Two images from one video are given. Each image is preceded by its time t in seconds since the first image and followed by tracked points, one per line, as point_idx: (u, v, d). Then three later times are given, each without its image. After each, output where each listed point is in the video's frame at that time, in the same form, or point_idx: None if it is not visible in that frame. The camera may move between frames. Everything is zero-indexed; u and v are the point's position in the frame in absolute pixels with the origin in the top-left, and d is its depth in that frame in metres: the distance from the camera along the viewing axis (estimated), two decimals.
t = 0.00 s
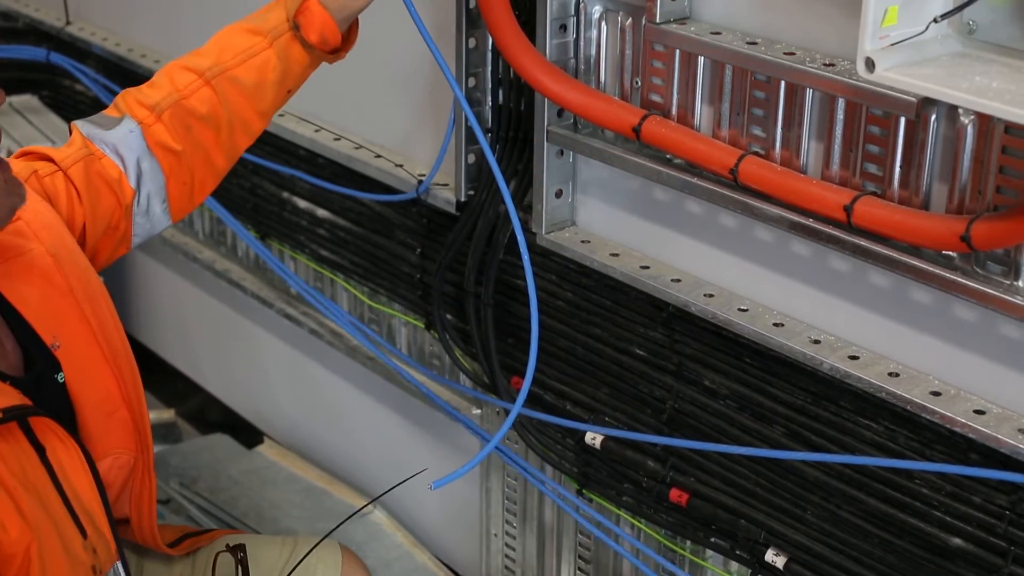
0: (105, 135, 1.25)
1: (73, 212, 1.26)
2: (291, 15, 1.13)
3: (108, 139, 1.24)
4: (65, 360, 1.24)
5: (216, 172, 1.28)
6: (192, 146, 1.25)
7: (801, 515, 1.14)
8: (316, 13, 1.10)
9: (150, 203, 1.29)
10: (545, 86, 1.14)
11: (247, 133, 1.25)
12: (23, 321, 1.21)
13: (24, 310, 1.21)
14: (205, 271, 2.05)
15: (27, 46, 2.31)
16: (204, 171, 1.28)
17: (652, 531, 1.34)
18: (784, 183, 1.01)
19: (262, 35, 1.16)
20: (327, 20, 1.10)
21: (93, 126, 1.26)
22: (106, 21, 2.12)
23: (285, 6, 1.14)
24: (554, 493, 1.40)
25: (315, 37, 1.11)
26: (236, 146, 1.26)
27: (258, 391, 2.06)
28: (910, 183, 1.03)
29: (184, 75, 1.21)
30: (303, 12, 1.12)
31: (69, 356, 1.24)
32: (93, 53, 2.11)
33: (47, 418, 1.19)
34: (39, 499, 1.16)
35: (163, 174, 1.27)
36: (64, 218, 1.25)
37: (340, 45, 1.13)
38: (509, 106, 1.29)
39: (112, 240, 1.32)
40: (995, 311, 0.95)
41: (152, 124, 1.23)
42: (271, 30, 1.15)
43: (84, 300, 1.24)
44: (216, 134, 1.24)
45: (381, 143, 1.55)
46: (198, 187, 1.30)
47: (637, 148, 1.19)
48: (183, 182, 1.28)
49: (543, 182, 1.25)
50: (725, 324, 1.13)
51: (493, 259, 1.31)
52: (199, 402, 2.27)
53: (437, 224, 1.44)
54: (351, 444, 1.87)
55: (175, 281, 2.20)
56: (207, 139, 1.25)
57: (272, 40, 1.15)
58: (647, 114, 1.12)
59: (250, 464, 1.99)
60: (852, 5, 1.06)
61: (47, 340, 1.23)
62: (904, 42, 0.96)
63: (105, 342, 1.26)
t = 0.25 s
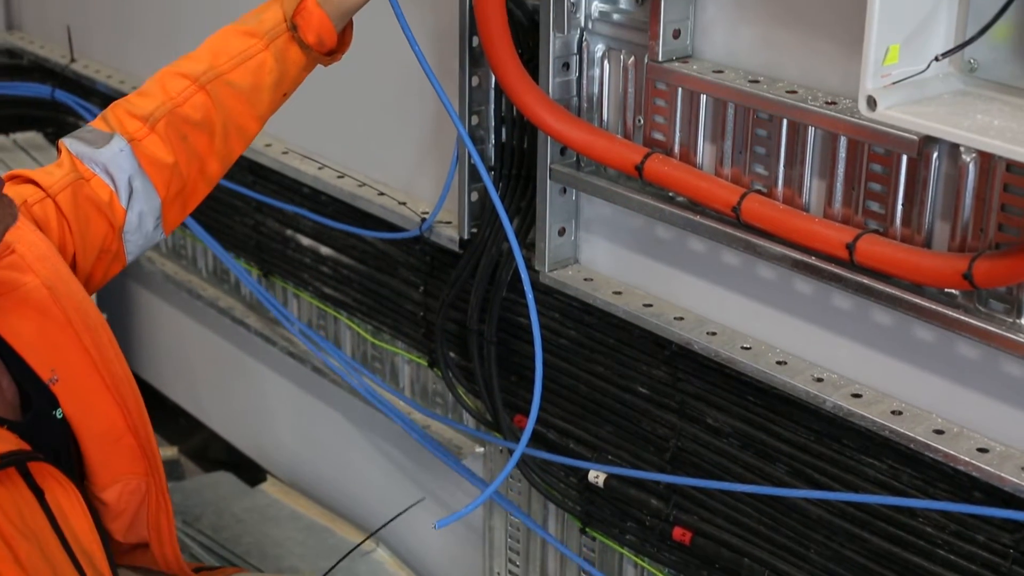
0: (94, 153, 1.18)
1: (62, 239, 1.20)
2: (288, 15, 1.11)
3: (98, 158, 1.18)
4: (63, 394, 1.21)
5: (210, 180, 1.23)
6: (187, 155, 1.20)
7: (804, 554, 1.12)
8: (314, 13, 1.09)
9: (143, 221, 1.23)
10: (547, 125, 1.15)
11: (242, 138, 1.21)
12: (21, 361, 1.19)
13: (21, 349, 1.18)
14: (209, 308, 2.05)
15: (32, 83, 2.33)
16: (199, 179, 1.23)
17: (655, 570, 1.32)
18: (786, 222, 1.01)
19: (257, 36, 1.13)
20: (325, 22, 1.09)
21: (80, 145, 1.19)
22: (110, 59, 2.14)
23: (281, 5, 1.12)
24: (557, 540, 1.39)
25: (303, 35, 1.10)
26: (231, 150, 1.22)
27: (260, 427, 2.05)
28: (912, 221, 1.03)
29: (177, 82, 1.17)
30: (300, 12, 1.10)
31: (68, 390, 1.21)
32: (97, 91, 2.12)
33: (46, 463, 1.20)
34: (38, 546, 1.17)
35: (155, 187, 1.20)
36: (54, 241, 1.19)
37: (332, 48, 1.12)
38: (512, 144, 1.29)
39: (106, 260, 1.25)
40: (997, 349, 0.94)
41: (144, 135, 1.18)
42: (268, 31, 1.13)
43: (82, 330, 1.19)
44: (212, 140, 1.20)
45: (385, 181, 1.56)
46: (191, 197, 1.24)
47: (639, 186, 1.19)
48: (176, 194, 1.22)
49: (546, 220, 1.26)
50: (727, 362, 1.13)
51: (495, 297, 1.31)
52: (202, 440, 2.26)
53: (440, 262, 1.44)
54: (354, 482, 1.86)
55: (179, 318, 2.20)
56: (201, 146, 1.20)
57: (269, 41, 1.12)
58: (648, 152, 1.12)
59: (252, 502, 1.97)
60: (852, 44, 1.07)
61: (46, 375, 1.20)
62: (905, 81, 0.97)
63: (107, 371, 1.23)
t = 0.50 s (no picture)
0: (92, 192, 1.10)
1: (60, 282, 1.12)
2: (291, 46, 1.07)
3: (96, 196, 1.10)
4: (63, 440, 1.12)
5: (210, 213, 1.16)
6: (186, 189, 1.13)
7: None
8: (316, 45, 1.06)
9: (141, 258, 1.15)
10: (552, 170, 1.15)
11: (242, 170, 1.15)
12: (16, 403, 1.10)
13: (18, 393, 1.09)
14: (213, 352, 2.05)
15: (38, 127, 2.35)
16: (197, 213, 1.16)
17: None
18: (790, 266, 1.01)
19: (258, 68, 1.08)
20: (326, 53, 1.07)
21: (75, 181, 1.11)
22: (117, 103, 2.16)
23: (282, 36, 1.08)
24: None
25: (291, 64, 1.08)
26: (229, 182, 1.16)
27: (264, 471, 2.04)
28: (916, 265, 1.02)
29: (175, 115, 1.11)
30: (303, 44, 1.07)
31: (68, 436, 1.12)
32: (103, 135, 2.14)
33: (44, 512, 1.13)
34: None
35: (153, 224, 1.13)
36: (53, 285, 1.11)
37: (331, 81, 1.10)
38: (517, 189, 1.30)
39: (103, 300, 1.17)
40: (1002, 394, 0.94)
41: (143, 171, 1.11)
42: (269, 63, 1.08)
43: (83, 374, 1.12)
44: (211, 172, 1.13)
45: (390, 225, 1.57)
46: (189, 229, 1.17)
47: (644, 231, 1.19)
48: (174, 228, 1.15)
49: (550, 264, 1.26)
50: (732, 406, 1.12)
51: (500, 341, 1.31)
52: (206, 483, 2.25)
53: (445, 306, 1.45)
54: (358, 526, 1.85)
55: (184, 361, 2.20)
56: (201, 180, 1.13)
57: (270, 74, 1.08)
58: (653, 198, 1.12)
59: (256, 545, 1.91)
60: (853, 91, 1.08)
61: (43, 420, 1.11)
62: (908, 126, 0.97)
63: (109, 415, 1.14)
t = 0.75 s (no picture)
0: (92, 235, 1.10)
1: (59, 325, 1.12)
2: (296, 92, 1.09)
3: (96, 239, 1.10)
4: (59, 484, 1.12)
5: (210, 257, 1.17)
6: (187, 233, 1.14)
7: None
8: (321, 90, 1.08)
9: (140, 302, 1.15)
10: (553, 212, 1.16)
11: (243, 215, 1.16)
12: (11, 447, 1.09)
13: (14, 437, 1.09)
14: (215, 393, 2.05)
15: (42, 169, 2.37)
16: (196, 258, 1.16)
17: None
18: (791, 309, 1.01)
19: (263, 113, 1.10)
20: (331, 99, 1.08)
21: (74, 224, 1.11)
22: (121, 145, 2.18)
23: (286, 82, 1.10)
24: None
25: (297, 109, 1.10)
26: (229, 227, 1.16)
27: (266, 513, 2.03)
28: (917, 307, 1.02)
29: (177, 158, 1.11)
30: (308, 91, 1.09)
31: (64, 480, 1.12)
32: (107, 176, 2.16)
33: (40, 557, 1.11)
34: None
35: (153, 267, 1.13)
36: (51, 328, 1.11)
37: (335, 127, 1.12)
38: (518, 232, 1.31)
39: (99, 343, 1.17)
40: (1005, 436, 0.93)
41: (143, 214, 1.11)
42: (274, 108, 1.10)
43: (79, 418, 1.11)
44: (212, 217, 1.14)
45: (391, 267, 1.58)
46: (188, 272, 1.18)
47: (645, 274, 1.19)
48: (172, 272, 1.15)
49: (552, 306, 1.26)
50: (733, 449, 1.11)
51: (501, 384, 1.31)
52: (207, 525, 2.24)
53: (446, 348, 1.45)
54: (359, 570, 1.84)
55: (185, 402, 2.20)
56: (202, 224, 1.14)
57: (275, 118, 1.09)
58: (654, 240, 1.13)
59: None
60: (853, 134, 1.08)
61: (39, 463, 1.10)
62: (908, 169, 0.97)
63: (106, 458, 1.14)
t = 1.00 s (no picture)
0: (89, 269, 1.10)
1: (55, 359, 1.12)
2: (296, 125, 1.10)
3: (94, 273, 1.10)
4: (56, 520, 1.10)
5: (208, 289, 1.17)
6: (185, 265, 1.14)
7: None
8: (321, 123, 1.10)
9: (138, 335, 1.15)
10: (553, 248, 1.16)
11: (241, 247, 1.16)
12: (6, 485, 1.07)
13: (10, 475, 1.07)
14: (214, 428, 2.04)
15: (42, 203, 2.38)
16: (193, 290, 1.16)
17: None
18: (791, 344, 1.01)
19: (262, 145, 1.11)
20: (331, 132, 1.10)
21: (71, 258, 1.11)
22: (122, 181, 2.19)
23: (286, 114, 1.11)
24: None
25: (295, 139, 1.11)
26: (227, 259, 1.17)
27: (265, 549, 2.02)
28: (917, 343, 1.02)
29: (176, 191, 1.12)
30: (308, 123, 1.10)
31: (62, 516, 1.10)
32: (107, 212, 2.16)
33: None
34: None
35: (151, 299, 1.13)
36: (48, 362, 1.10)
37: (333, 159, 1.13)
38: (518, 267, 1.31)
39: (95, 376, 1.16)
40: (1005, 472, 0.93)
41: (142, 247, 1.11)
42: (273, 140, 1.11)
43: (77, 451, 1.10)
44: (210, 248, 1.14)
45: (392, 302, 1.59)
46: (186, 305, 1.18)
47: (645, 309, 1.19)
48: (170, 305, 1.16)
49: (552, 342, 1.26)
50: (733, 485, 1.11)
51: (500, 419, 1.31)
52: (206, 561, 2.22)
53: (446, 384, 1.44)
54: None
55: (184, 437, 2.19)
56: (201, 256, 1.14)
57: (274, 151, 1.10)
58: (654, 275, 1.13)
59: None
60: (852, 170, 1.09)
61: (36, 499, 1.09)
62: (907, 205, 0.97)
63: (104, 492, 1.13)
